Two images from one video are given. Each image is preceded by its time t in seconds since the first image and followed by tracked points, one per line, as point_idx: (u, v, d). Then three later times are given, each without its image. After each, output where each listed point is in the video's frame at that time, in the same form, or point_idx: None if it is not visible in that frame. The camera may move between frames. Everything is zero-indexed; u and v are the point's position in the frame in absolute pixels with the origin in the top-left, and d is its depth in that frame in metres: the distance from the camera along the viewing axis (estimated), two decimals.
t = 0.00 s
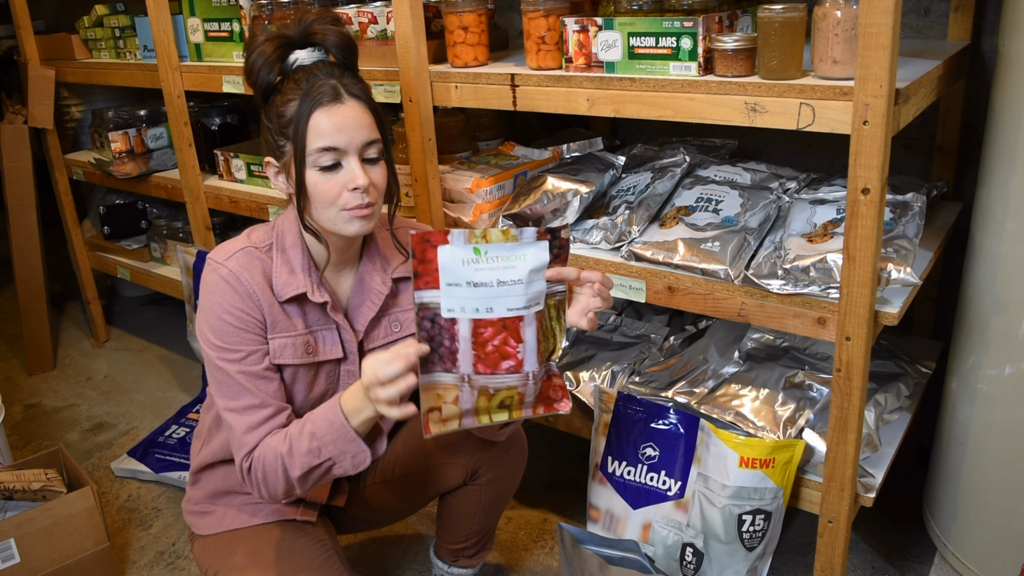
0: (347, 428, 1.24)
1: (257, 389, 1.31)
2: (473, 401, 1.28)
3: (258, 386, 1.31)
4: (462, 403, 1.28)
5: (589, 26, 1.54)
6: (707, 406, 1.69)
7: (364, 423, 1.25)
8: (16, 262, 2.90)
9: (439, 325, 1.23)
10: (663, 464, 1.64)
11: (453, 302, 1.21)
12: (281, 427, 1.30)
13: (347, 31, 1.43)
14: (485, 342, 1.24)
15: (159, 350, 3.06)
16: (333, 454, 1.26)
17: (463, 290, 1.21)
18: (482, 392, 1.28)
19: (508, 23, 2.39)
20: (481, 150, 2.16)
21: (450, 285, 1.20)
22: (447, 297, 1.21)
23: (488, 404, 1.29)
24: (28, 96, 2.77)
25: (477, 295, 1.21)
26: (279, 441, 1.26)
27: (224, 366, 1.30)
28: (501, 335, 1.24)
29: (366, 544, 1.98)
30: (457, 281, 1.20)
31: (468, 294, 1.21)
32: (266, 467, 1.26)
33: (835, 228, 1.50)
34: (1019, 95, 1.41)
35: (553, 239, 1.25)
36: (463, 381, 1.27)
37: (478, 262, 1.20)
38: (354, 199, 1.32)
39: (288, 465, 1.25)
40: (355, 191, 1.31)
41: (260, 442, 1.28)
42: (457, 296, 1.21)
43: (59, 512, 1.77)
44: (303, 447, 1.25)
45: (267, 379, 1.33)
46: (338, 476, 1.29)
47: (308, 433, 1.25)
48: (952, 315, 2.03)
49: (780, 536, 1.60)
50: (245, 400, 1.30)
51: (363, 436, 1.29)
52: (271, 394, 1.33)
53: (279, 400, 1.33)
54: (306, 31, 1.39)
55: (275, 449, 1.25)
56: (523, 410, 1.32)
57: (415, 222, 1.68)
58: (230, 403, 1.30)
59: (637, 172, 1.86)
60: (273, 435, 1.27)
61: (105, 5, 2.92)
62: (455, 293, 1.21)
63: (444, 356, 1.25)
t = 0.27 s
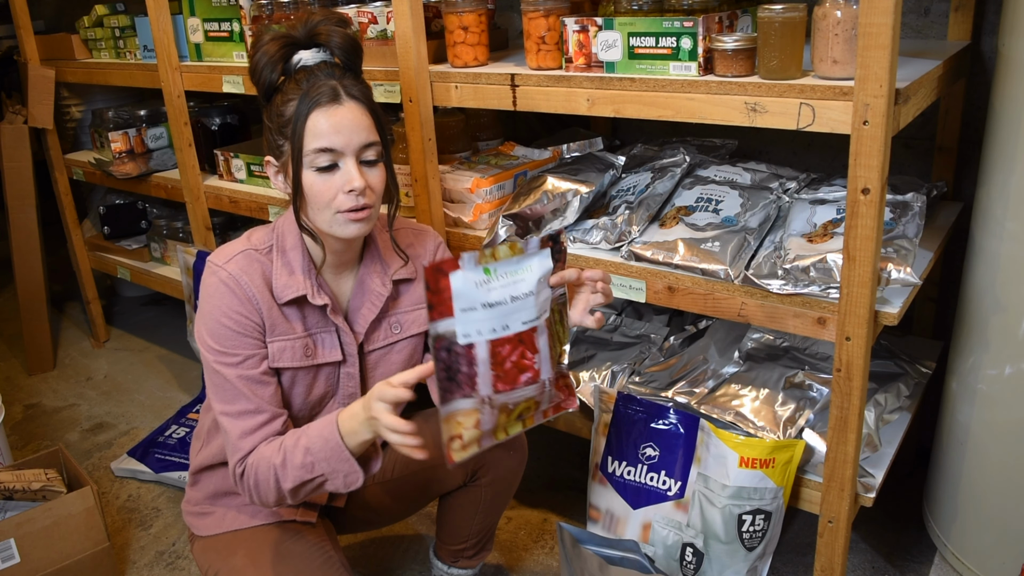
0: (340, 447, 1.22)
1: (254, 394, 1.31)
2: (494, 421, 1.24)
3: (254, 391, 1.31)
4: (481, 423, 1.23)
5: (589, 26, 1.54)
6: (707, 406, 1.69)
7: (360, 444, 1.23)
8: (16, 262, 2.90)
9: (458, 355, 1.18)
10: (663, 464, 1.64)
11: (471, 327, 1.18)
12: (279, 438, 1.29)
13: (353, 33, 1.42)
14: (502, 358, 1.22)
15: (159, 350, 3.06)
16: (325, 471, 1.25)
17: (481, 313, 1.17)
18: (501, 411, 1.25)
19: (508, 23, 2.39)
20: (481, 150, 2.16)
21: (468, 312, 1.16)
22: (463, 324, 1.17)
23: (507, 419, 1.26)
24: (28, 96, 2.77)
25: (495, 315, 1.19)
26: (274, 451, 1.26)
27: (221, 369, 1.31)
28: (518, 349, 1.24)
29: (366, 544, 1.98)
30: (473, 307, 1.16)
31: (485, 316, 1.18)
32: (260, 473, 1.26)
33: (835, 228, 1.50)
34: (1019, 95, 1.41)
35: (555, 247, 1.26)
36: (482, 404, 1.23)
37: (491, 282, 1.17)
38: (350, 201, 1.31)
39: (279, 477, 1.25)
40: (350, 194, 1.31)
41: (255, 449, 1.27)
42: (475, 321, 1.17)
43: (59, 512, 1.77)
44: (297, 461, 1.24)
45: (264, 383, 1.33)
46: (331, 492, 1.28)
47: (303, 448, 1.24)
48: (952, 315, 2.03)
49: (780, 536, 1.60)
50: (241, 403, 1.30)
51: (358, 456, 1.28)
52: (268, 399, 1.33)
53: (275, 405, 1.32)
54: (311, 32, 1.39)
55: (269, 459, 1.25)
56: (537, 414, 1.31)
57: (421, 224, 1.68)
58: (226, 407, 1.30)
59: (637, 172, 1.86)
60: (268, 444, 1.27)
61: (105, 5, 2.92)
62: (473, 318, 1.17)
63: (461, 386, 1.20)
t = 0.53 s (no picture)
0: (345, 456, 1.25)
1: (250, 399, 1.32)
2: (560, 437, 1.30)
3: (249, 396, 1.31)
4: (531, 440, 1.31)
5: (589, 26, 1.54)
6: (707, 406, 1.69)
7: (362, 450, 1.26)
8: (16, 262, 2.90)
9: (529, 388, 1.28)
10: (663, 464, 1.64)
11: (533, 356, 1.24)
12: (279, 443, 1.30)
13: (356, 35, 1.42)
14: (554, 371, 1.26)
15: (159, 350, 3.06)
16: (326, 479, 1.28)
17: (544, 344, 1.22)
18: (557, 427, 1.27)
19: (508, 23, 2.39)
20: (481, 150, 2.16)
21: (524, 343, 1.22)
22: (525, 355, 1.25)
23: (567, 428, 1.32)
24: (28, 96, 2.77)
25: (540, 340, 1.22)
26: (275, 456, 1.28)
27: (219, 373, 1.31)
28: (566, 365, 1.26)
29: (366, 545, 1.98)
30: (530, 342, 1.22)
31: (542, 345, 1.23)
32: (258, 476, 1.27)
33: (835, 228, 1.50)
34: (1019, 95, 1.41)
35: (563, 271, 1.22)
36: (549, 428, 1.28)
37: (532, 313, 1.20)
38: (352, 202, 1.32)
39: (279, 482, 1.27)
40: (352, 195, 1.31)
41: (254, 454, 1.29)
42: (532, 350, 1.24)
43: (59, 512, 1.77)
44: (298, 467, 1.27)
45: (260, 389, 1.33)
46: (327, 501, 1.31)
47: (307, 454, 1.27)
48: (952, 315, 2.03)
49: (780, 536, 1.60)
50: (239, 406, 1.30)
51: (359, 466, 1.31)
52: (264, 404, 1.33)
53: (271, 410, 1.33)
54: (314, 33, 1.39)
55: (270, 464, 1.27)
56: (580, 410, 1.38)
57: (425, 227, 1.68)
58: (222, 412, 1.31)
59: (637, 172, 1.86)
60: (269, 450, 1.29)
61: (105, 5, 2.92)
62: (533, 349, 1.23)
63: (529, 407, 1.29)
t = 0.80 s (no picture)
0: (364, 437, 1.19)
1: (263, 384, 1.29)
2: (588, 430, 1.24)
3: (262, 379, 1.29)
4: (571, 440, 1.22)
5: (589, 26, 1.54)
6: (707, 406, 1.69)
7: (381, 428, 1.19)
8: (16, 262, 2.90)
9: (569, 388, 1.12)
10: (663, 464, 1.64)
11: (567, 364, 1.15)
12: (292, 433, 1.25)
13: (359, 36, 1.42)
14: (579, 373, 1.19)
15: (159, 350, 3.06)
16: (344, 464, 1.21)
17: (569, 349, 1.12)
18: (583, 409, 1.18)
19: (508, 23, 2.39)
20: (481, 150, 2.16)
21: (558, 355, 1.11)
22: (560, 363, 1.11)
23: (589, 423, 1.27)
24: (27, 96, 2.77)
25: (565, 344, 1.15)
26: (287, 445, 1.23)
27: (225, 367, 1.30)
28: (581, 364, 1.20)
29: (366, 545, 1.99)
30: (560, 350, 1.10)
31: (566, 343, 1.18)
32: (272, 464, 1.22)
33: (835, 228, 1.50)
34: (1019, 95, 1.41)
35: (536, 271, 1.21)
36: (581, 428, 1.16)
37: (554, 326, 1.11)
38: (355, 203, 1.32)
39: (293, 470, 1.21)
40: (355, 195, 1.31)
41: (267, 443, 1.24)
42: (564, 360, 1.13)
43: (59, 512, 1.77)
44: (313, 453, 1.21)
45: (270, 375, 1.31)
46: (346, 490, 1.24)
47: (321, 437, 1.21)
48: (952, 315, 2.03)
49: (780, 536, 1.60)
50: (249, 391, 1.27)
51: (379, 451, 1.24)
52: (274, 392, 1.29)
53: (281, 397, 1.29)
54: (317, 35, 1.39)
55: (282, 453, 1.22)
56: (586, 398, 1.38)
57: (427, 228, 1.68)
58: (231, 401, 1.28)
59: (637, 172, 1.86)
60: (282, 440, 1.24)
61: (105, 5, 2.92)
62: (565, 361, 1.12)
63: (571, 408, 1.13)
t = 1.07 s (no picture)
0: (372, 437, 1.22)
1: (267, 384, 1.29)
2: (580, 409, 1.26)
3: (265, 380, 1.29)
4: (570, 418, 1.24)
5: (589, 26, 1.54)
6: (707, 406, 1.69)
7: (389, 427, 1.22)
8: (16, 262, 2.90)
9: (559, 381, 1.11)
10: (663, 464, 1.64)
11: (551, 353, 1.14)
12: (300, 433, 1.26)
13: (363, 37, 1.42)
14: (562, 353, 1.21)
15: (159, 350, 3.06)
16: (351, 464, 1.23)
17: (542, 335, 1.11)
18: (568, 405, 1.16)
19: (508, 23, 2.39)
20: (481, 150, 2.16)
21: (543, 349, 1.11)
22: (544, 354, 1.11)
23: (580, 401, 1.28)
24: (27, 96, 2.77)
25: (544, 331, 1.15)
26: (293, 446, 1.24)
27: (229, 367, 1.30)
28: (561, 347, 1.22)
29: (366, 545, 1.99)
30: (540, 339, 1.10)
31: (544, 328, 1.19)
32: (280, 465, 1.23)
33: (835, 228, 1.50)
34: (1019, 95, 1.41)
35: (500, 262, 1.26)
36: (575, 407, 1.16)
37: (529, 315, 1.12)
38: (348, 200, 1.31)
39: (300, 471, 1.23)
40: (349, 192, 1.31)
41: (273, 443, 1.25)
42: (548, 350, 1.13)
43: (59, 512, 1.77)
44: (323, 452, 1.22)
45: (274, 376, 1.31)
46: (352, 490, 1.26)
47: (331, 437, 1.23)
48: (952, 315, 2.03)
49: (780, 536, 1.60)
50: (256, 391, 1.28)
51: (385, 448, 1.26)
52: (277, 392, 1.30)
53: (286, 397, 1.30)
54: (321, 36, 1.39)
55: (289, 453, 1.23)
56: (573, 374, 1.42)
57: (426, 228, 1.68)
58: (234, 401, 1.28)
59: (637, 172, 1.86)
60: (288, 440, 1.25)
61: (105, 5, 2.92)
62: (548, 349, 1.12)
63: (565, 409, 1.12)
